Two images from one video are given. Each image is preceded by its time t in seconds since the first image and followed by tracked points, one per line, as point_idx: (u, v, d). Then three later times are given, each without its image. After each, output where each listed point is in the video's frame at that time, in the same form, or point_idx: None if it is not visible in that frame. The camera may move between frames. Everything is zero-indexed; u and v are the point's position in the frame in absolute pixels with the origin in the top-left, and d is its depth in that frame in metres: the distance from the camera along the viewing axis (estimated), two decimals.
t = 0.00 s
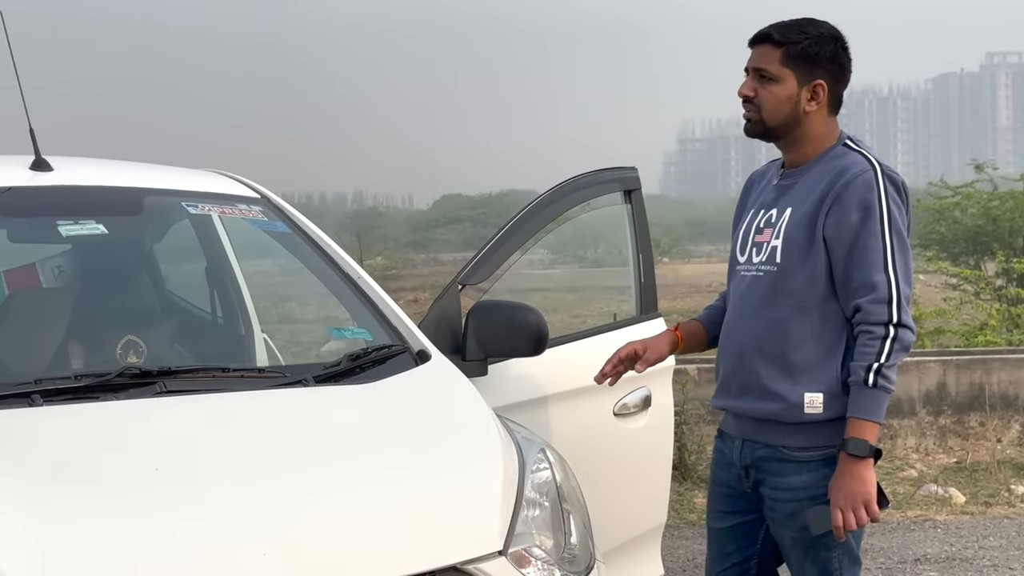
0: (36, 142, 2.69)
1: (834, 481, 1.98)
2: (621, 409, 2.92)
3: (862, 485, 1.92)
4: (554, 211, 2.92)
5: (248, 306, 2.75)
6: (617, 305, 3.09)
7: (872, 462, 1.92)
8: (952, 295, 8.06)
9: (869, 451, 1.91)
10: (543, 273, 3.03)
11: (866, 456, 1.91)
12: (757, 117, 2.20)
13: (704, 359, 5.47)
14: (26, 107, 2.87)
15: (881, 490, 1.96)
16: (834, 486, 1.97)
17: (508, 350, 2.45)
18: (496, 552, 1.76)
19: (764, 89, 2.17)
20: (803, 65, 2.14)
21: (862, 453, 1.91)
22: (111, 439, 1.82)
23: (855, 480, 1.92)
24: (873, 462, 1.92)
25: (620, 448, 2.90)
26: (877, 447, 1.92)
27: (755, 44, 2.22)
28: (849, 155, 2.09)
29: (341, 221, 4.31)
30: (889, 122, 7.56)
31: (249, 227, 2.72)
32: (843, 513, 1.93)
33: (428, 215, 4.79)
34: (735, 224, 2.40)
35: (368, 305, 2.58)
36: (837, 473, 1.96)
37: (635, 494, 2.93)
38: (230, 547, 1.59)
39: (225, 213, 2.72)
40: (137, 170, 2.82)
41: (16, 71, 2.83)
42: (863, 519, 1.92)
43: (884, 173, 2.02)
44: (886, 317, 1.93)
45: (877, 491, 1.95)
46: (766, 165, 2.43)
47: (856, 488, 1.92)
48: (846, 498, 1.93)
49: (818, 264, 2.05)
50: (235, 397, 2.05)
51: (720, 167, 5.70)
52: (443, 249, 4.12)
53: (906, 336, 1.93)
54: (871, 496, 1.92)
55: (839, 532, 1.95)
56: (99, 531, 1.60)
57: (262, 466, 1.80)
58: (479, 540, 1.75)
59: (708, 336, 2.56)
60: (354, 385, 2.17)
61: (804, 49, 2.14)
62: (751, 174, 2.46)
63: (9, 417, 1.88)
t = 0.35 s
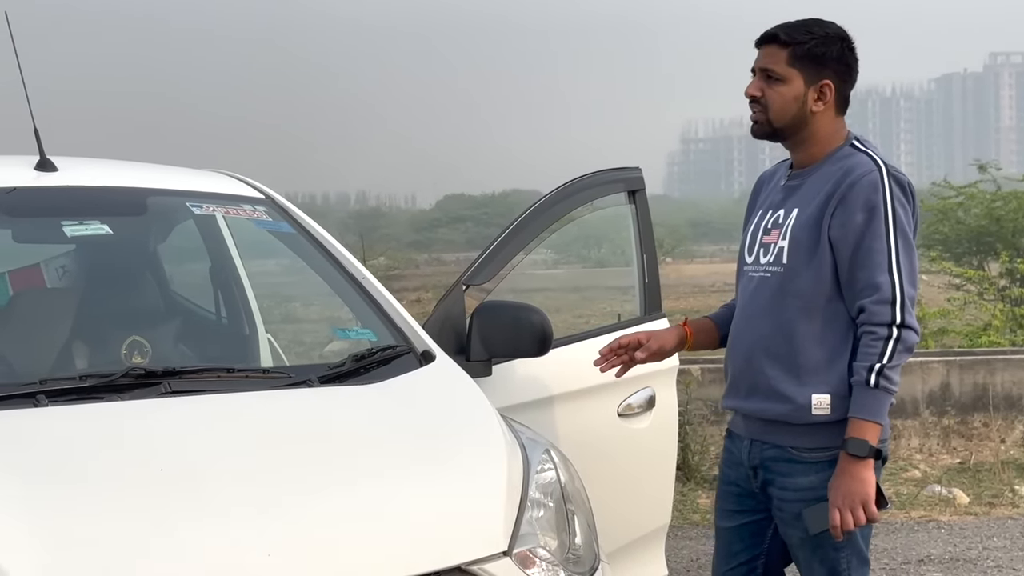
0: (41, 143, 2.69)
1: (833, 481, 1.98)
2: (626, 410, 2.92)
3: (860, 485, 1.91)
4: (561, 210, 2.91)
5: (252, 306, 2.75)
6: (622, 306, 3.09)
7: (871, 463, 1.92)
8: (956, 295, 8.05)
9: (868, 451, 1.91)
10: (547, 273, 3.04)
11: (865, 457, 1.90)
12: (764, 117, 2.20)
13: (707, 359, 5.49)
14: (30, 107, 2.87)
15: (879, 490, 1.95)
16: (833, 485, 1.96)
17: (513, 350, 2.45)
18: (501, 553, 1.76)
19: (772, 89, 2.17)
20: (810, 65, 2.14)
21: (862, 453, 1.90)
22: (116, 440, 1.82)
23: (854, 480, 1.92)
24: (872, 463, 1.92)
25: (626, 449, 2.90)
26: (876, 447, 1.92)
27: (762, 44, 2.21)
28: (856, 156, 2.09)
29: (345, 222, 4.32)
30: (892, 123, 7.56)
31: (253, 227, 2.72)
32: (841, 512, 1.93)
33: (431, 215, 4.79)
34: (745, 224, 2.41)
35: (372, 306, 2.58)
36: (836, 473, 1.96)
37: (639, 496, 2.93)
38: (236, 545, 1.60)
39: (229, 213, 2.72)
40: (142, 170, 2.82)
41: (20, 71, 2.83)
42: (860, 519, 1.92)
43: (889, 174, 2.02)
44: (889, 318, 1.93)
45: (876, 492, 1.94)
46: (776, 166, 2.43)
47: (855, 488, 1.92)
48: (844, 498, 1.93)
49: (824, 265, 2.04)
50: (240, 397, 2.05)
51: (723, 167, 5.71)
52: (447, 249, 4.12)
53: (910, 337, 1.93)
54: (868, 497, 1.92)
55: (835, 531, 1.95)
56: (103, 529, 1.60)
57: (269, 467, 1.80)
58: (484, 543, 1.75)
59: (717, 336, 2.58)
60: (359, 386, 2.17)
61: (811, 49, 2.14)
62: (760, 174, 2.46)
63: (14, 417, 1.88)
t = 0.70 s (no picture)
0: (46, 143, 2.70)
1: (845, 483, 1.98)
2: (630, 410, 2.92)
3: (872, 486, 1.91)
4: (566, 210, 2.92)
5: (256, 306, 2.75)
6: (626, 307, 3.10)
7: (883, 463, 1.92)
8: (959, 296, 8.04)
9: (879, 452, 1.91)
10: (549, 274, 3.03)
11: (877, 458, 1.90)
12: (769, 117, 2.20)
13: (710, 359, 5.49)
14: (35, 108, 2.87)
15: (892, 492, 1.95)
16: (844, 487, 1.96)
17: (519, 349, 2.45)
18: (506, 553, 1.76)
19: (778, 90, 2.17)
20: (818, 66, 2.14)
21: (873, 454, 1.90)
22: (122, 440, 1.82)
23: (866, 481, 1.92)
24: (883, 464, 1.92)
25: (631, 450, 2.90)
26: (887, 449, 1.92)
27: (771, 45, 2.21)
28: (865, 157, 2.08)
29: (348, 222, 4.32)
30: (895, 124, 7.57)
31: (257, 228, 2.72)
32: (854, 514, 1.93)
33: (434, 216, 4.79)
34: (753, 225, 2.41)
35: (377, 307, 2.58)
36: (848, 475, 1.96)
37: (643, 496, 2.92)
38: (239, 546, 1.60)
39: (234, 213, 2.73)
40: (147, 171, 2.82)
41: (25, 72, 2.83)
42: (874, 520, 1.92)
43: (898, 175, 2.02)
44: (898, 319, 1.92)
45: (888, 493, 1.94)
46: (785, 166, 2.43)
47: (867, 489, 1.92)
48: (856, 499, 1.93)
49: (833, 266, 2.04)
50: (246, 397, 2.05)
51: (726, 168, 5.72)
52: (451, 249, 4.12)
53: (920, 338, 1.92)
54: (881, 498, 1.92)
55: (848, 533, 1.95)
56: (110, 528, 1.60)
57: (277, 467, 1.79)
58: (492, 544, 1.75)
59: (721, 331, 2.58)
60: (364, 386, 2.17)
61: (819, 50, 2.14)
62: (768, 175, 2.46)
63: (20, 417, 1.88)
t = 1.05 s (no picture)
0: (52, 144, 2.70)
1: (852, 486, 1.98)
2: (635, 412, 2.92)
3: (880, 489, 1.91)
4: (572, 212, 2.93)
5: (262, 307, 2.75)
6: (632, 309, 3.10)
7: (890, 466, 1.91)
8: (963, 298, 8.04)
9: (887, 455, 1.90)
10: (552, 275, 3.01)
11: (884, 460, 1.90)
12: (779, 120, 2.19)
13: (714, 361, 5.49)
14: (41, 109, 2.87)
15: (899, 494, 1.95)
16: (852, 490, 1.96)
17: (524, 350, 2.45)
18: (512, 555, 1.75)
19: (788, 93, 2.17)
20: (827, 69, 2.14)
21: (881, 457, 1.90)
22: (129, 441, 1.82)
23: (874, 484, 1.92)
24: (891, 467, 1.91)
25: (637, 452, 2.90)
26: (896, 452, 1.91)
27: (777, 47, 2.21)
28: (871, 159, 2.08)
29: (352, 224, 4.33)
30: (899, 126, 7.58)
31: (263, 229, 2.72)
32: (861, 516, 1.93)
33: (439, 218, 4.80)
34: (758, 227, 2.41)
35: (383, 308, 2.58)
36: (856, 478, 1.96)
37: (649, 498, 2.92)
38: (244, 546, 1.60)
39: (240, 215, 2.72)
40: (153, 172, 2.82)
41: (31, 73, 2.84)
42: (881, 523, 1.91)
43: (905, 177, 2.02)
44: (906, 322, 1.92)
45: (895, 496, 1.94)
46: (790, 168, 2.43)
47: (875, 492, 1.91)
48: (864, 502, 1.93)
49: (840, 268, 2.04)
50: (253, 399, 2.05)
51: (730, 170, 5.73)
52: (455, 251, 4.13)
53: (927, 340, 1.92)
54: (889, 500, 1.91)
55: (856, 535, 1.94)
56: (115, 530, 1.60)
57: (284, 469, 1.79)
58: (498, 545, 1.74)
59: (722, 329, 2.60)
60: (371, 388, 2.17)
61: (827, 53, 2.14)
62: (774, 176, 2.46)
63: (26, 419, 1.88)
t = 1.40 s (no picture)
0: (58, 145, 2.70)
1: (854, 487, 1.98)
2: (641, 413, 2.91)
3: (882, 489, 1.91)
4: (577, 214, 2.92)
5: (267, 308, 2.75)
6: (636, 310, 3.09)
7: (894, 467, 1.91)
8: (967, 300, 8.04)
9: (890, 456, 1.90)
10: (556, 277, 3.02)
11: (887, 461, 1.90)
12: (782, 122, 2.19)
13: (718, 363, 5.49)
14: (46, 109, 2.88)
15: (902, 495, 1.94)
16: (854, 491, 1.96)
17: (530, 352, 2.45)
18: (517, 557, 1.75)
19: (790, 94, 2.17)
20: (829, 69, 2.14)
21: (883, 458, 1.90)
22: (135, 442, 1.83)
23: (876, 485, 1.91)
24: (893, 467, 1.91)
25: (641, 453, 2.89)
26: (898, 453, 1.91)
27: (779, 48, 2.21)
28: (875, 160, 2.08)
29: (357, 225, 4.33)
30: (903, 128, 7.58)
31: (269, 230, 2.72)
32: (863, 517, 1.93)
33: (443, 219, 4.80)
34: (762, 229, 2.41)
35: (388, 309, 2.58)
36: (858, 479, 1.95)
37: (654, 499, 2.91)
38: (250, 546, 1.60)
39: (246, 215, 2.72)
40: (158, 172, 2.82)
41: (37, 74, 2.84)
42: (883, 524, 1.91)
43: (909, 178, 2.02)
44: (910, 322, 1.92)
45: (898, 497, 1.94)
46: (793, 170, 2.43)
47: (877, 493, 1.91)
48: (866, 503, 1.93)
49: (844, 269, 2.04)
50: (258, 400, 2.05)
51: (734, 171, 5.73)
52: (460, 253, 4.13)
53: (931, 341, 1.92)
54: (891, 501, 1.91)
55: (857, 536, 1.94)
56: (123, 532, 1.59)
57: (290, 470, 1.79)
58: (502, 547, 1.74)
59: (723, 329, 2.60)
60: (376, 389, 2.17)
61: (830, 53, 2.14)
62: (777, 178, 2.46)
63: (33, 419, 1.88)
